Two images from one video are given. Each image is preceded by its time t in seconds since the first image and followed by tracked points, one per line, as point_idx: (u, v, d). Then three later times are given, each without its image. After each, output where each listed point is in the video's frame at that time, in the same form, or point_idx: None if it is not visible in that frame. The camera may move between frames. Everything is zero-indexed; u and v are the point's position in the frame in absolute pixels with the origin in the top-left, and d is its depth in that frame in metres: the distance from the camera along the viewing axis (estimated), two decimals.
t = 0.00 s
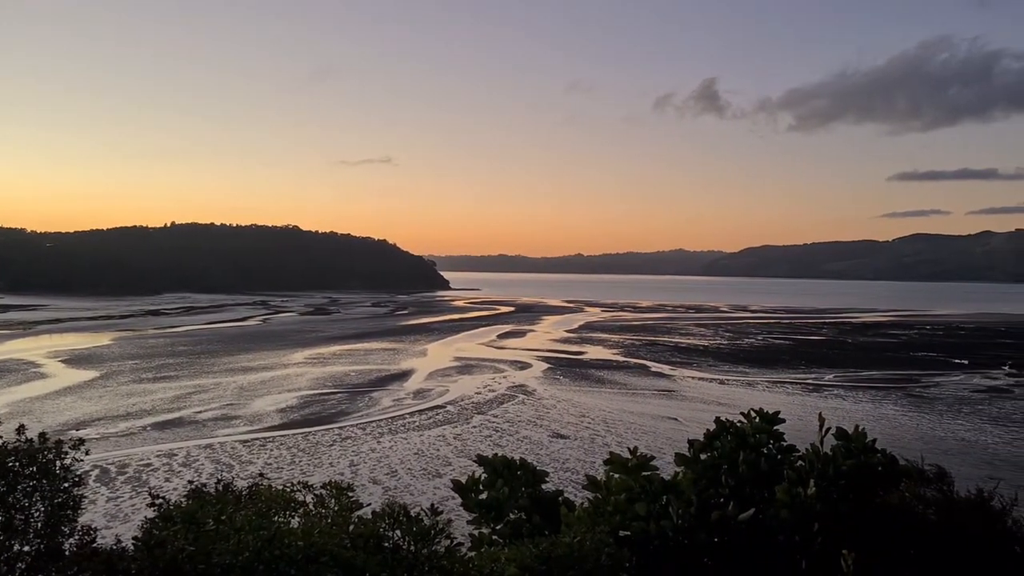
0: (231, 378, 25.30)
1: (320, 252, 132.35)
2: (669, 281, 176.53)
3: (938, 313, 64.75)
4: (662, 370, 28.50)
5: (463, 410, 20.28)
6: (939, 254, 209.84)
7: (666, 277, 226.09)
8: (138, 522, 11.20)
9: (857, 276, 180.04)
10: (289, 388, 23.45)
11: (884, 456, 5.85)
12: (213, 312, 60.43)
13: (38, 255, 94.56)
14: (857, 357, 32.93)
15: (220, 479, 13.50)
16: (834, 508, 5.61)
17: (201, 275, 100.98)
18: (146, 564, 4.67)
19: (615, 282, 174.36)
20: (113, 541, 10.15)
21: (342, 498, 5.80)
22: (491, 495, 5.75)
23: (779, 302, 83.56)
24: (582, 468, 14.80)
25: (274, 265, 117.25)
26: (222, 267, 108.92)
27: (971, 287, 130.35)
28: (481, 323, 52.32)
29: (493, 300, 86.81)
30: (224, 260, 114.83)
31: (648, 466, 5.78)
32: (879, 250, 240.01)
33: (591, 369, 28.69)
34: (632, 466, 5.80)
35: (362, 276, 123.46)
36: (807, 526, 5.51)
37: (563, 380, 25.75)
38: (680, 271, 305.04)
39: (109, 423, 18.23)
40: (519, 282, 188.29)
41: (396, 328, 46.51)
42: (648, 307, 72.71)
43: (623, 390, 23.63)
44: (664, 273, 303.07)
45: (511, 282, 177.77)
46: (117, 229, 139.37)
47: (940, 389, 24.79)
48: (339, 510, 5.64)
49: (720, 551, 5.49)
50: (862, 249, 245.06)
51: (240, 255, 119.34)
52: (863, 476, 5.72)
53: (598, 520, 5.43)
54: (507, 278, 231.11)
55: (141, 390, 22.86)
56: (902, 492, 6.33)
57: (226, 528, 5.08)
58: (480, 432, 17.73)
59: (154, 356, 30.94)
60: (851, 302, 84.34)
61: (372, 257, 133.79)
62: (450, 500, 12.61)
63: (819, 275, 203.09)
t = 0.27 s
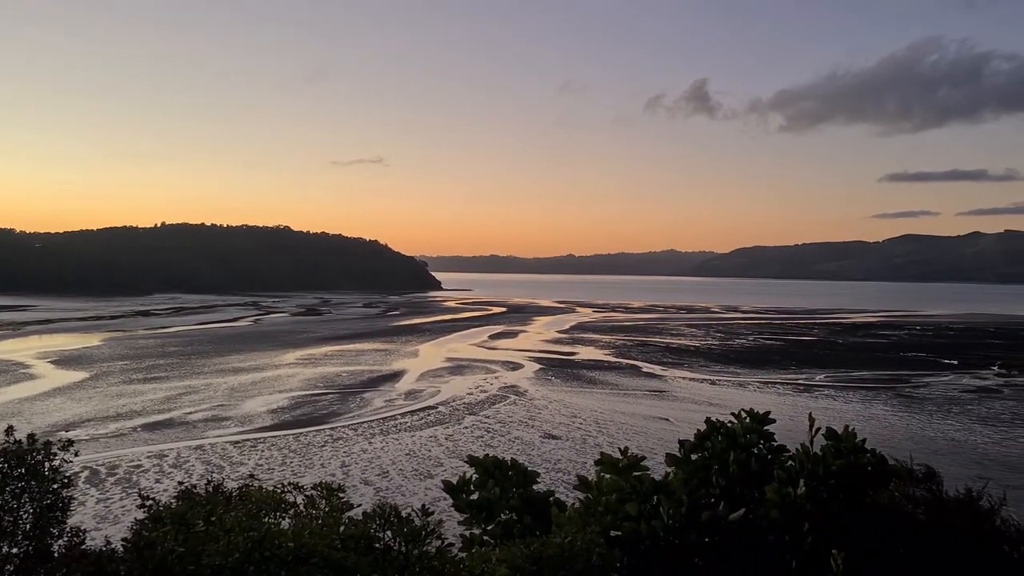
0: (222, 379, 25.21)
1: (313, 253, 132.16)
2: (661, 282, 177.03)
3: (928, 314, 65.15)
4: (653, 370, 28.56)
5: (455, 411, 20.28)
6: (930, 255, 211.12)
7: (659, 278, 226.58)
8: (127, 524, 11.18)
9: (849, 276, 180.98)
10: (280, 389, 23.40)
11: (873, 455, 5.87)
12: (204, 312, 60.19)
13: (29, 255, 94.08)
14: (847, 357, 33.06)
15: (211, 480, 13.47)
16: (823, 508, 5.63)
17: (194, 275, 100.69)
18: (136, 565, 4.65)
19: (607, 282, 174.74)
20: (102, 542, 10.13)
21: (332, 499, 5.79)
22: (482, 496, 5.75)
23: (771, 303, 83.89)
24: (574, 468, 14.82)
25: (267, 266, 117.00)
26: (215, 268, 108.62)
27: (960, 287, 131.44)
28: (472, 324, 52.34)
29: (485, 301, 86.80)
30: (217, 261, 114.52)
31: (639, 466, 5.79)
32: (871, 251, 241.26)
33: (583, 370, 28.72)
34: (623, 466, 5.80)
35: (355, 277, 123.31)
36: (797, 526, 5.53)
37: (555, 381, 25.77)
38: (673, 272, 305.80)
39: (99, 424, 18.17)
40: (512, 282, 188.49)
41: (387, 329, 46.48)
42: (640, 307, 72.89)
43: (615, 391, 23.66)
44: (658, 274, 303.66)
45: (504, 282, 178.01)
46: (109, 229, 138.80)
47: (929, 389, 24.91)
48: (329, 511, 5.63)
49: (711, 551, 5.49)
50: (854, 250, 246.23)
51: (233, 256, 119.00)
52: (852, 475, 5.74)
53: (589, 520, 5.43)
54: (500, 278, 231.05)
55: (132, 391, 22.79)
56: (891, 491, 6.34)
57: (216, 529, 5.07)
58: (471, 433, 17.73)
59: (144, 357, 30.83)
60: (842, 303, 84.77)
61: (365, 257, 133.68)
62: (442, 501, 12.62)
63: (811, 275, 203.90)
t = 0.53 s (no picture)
0: (213, 380, 25.13)
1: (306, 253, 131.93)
2: (653, 282, 177.37)
3: (918, 314, 65.50)
4: (645, 370, 28.59)
5: (446, 412, 20.27)
6: (921, 255, 212.35)
7: (652, 278, 227.09)
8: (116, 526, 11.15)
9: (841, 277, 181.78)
10: (271, 390, 23.35)
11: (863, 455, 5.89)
12: (195, 313, 59.99)
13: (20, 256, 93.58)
14: (838, 357, 33.17)
15: (201, 482, 13.44)
16: (813, 508, 5.65)
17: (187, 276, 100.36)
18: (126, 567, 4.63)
19: (600, 283, 174.99)
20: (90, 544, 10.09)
21: (324, 500, 5.78)
22: (474, 496, 5.76)
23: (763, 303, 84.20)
24: (566, 469, 14.82)
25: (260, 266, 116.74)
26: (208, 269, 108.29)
27: (949, 288, 132.34)
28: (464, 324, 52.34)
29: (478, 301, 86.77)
30: (210, 262, 114.20)
31: (630, 466, 5.80)
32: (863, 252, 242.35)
33: (574, 370, 28.75)
34: (614, 466, 5.80)
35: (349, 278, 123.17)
36: (787, 525, 5.54)
37: (546, 381, 25.77)
38: (666, 273, 306.45)
39: (89, 425, 18.11)
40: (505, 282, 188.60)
41: (378, 329, 46.43)
42: (632, 307, 73.00)
43: (606, 391, 23.68)
44: (652, 274, 304.25)
45: (497, 283, 178.10)
46: (101, 229, 138.16)
47: (919, 389, 25.01)
48: (320, 512, 5.63)
49: (702, 551, 5.51)
50: (846, 251, 247.29)
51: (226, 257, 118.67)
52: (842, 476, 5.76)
53: (580, 520, 5.45)
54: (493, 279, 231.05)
55: (122, 392, 22.71)
56: (881, 490, 6.35)
57: (207, 530, 5.04)
58: (463, 433, 17.74)
59: (135, 358, 30.72)
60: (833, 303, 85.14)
61: (359, 258, 133.54)
62: (433, 502, 12.62)
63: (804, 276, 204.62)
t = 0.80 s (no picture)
0: (201, 381, 25.01)
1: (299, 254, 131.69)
2: (645, 283, 177.77)
3: (906, 315, 65.91)
4: (635, 371, 28.66)
5: (437, 412, 20.25)
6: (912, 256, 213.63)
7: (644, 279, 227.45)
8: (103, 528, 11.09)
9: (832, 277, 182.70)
10: (261, 391, 23.28)
11: (850, 455, 5.92)
12: (184, 314, 59.75)
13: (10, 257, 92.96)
14: (827, 358, 33.33)
15: (190, 483, 13.38)
16: (802, 509, 5.66)
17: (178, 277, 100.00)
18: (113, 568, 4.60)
19: (592, 283, 175.30)
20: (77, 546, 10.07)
21: (312, 501, 5.76)
22: (463, 497, 5.76)
23: (753, 304, 84.50)
24: (556, 469, 14.83)
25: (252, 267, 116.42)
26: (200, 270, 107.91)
27: (937, 290, 133.43)
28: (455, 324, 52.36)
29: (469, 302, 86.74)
30: (201, 262, 113.79)
31: (619, 467, 5.80)
32: (854, 253, 243.57)
33: (564, 370, 28.79)
34: (603, 467, 5.80)
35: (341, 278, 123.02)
36: (776, 526, 5.54)
37: (537, 382, 25.80)
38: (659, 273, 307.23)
39: (77, 427, 18.01)
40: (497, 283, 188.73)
41: (369, 330, 46.37)
42: (623, 308, 73.14)
43: (596, 392, 23.73)
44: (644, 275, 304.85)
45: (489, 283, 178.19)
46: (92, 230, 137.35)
47: (907, 389, 25.14)
48: (309, 513, 5.61)
49: (691, 551, 5.51)
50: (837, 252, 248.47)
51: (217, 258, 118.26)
52: (831, 476, 5.78)
53: (569, 520, 5.45)
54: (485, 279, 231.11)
55: (110, 393, 22.59)
56: (868, 491, 6.39)
57: (194, 531, 5.01)
58: (453, 434, 17.73)
59: (123, 359, 30.58)
60: (822, 304, 85.58)
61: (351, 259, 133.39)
62: (422, 503, 12.63)
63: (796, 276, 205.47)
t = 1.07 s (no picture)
0: (191, 382, 24.90)
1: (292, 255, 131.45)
2: (637, 284, 178.02)
3: (896, 316, 66.30)
4: (625, 372, 28.73)
5: (427, 414, 20.23)
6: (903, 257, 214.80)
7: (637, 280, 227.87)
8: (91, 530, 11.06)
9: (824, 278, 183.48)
10: (251, 392, 23.22)
11: (839, 456, 5.95)
12: (175, 315, 59.55)
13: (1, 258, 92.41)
14: (816, 359, 33.48)
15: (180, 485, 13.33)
16: (792, 509, 5.69)
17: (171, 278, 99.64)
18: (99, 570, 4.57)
19: (585, 284, 175.56)
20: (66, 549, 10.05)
21: (302, 503, 5.75)
22: (454, 498, 5.77)
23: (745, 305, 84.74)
24: (547, 471, 14.85)
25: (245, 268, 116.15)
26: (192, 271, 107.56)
27: (927, 291, 134.35)
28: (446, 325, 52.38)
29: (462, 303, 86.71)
30: (194, 263, 113.39)
31: (609, 467, 5.80)
32: (846, 254, 244.70)
33: (555, 371, 28.83)
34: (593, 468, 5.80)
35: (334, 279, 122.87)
36: (765, 526, 5.56)
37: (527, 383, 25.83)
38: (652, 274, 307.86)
39: (65, 428, 17.93)
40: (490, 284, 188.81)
41: (360, 331, 46.33)
42: (615, 309, 73.29)
43: (587, 393, 23.77)
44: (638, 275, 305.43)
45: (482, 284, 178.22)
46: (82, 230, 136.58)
47: (896, 390, 25.28)
48: (298, 514, 5.60)
49: (681, 551, 5.52)
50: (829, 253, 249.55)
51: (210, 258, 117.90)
52: (820, 476, 5.80)
53: (559, 521, 5.46)
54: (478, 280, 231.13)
55: (98, 394, 22.48)
56: (857, 491, 6.41)
57: (183, 533, 4.98)
58: (444, 435, 17.72)
59: (113, 360, 30.44)
60: (813, 305, 85.92)
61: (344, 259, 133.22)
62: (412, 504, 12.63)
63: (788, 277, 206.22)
